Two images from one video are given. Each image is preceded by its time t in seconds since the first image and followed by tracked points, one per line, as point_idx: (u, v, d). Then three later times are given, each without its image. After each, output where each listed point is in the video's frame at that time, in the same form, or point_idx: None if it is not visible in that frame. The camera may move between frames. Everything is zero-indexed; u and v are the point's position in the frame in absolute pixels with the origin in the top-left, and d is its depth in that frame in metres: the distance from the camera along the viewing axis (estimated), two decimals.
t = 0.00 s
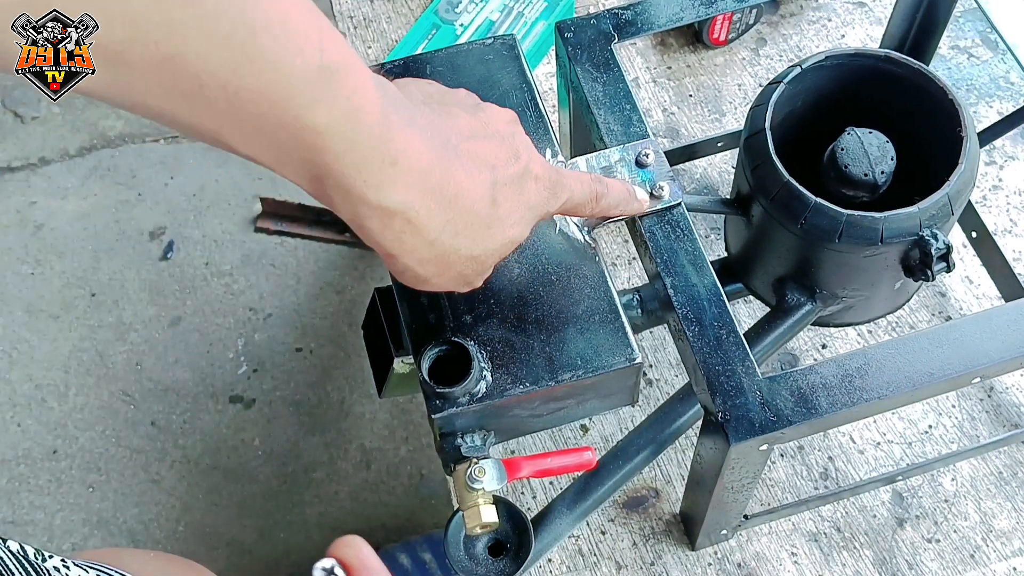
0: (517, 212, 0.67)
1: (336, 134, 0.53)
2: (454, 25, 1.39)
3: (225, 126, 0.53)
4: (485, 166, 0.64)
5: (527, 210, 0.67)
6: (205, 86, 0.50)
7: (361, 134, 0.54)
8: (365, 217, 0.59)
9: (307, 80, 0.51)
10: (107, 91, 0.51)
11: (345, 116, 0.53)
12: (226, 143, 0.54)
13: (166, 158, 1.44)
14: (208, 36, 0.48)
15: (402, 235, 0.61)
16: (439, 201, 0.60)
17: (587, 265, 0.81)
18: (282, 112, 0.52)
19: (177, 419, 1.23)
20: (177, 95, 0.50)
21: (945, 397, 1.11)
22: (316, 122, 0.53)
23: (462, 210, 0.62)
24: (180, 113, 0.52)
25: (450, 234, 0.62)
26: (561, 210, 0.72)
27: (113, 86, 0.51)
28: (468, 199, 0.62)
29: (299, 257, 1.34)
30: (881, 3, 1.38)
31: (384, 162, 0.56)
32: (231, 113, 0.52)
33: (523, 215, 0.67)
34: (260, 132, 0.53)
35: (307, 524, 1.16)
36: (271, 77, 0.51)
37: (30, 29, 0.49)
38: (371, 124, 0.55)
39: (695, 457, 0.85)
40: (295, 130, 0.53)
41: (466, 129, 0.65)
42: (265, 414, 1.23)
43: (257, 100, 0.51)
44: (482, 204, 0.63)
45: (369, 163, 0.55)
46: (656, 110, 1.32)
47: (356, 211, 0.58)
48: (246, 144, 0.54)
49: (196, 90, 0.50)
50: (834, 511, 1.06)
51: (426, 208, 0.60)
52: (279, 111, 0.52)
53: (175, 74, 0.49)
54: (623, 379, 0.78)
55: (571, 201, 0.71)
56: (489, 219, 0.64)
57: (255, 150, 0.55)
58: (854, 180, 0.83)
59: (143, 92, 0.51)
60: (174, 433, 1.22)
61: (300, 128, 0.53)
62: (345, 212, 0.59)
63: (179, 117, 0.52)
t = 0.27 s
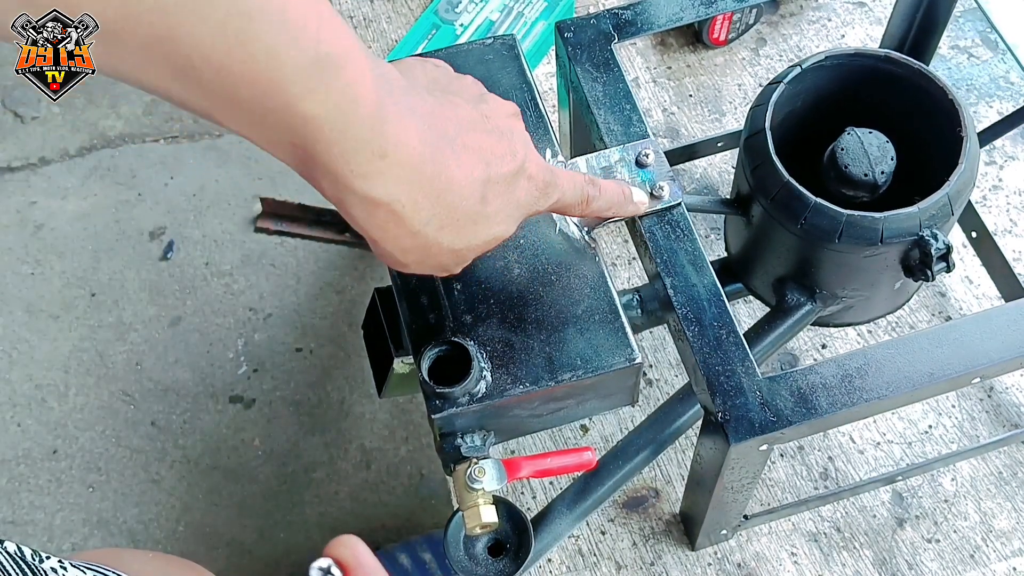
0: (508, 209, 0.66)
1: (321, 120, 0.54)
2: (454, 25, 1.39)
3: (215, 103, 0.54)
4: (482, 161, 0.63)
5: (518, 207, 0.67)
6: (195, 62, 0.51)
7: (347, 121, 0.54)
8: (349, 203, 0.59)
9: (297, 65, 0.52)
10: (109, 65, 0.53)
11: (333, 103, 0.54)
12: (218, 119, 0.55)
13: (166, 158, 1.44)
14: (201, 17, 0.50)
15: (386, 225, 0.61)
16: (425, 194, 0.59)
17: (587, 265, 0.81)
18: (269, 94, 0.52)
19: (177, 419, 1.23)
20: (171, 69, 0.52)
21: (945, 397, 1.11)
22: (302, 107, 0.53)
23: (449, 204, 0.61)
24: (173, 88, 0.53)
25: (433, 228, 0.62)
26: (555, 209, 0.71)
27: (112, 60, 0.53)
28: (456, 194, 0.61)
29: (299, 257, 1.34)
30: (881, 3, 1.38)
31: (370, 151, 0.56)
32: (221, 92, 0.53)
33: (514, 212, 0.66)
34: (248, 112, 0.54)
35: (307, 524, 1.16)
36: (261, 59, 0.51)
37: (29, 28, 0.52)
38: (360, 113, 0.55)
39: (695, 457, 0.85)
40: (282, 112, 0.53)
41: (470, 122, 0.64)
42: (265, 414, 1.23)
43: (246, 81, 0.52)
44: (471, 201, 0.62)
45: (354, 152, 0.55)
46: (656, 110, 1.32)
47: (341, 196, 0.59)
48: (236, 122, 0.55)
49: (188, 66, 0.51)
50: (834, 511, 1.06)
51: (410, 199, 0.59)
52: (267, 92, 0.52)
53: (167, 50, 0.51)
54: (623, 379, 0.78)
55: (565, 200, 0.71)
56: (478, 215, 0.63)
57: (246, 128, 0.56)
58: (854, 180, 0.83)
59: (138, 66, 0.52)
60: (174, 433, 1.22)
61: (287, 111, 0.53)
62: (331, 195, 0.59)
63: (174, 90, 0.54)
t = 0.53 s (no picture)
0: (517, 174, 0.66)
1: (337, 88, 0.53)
2: (454, 25, 1.39)
3: (230, 79, 0.52)
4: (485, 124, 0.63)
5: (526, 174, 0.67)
6: (212, 37, 0.49)
7: (360, 88, 0.54)
8: (366, 169, 0.59)
9: (313, 33, 0.51)
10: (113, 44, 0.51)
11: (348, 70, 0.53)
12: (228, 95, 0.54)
13: (166, 158, 1.44)
14: None
15: (402, 190, 0.60)
16: (438, 159, 0.60)
17: (588, 266, 0.81)
18: (287, 63, 0.51)
19: (177, 419, 1.23)
20: (181, 47, 0.50)
21: (945, 397, 1.11)
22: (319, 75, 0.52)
23: (460, 169, 0.61)
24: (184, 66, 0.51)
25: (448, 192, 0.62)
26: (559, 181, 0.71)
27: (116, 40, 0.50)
28: (465, 156, 0.61)
29: (299, 257, 1.34)
30: (881, 3, 1.38)
31: (383, 115, 0.56)
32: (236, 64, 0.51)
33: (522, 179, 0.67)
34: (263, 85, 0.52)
35: (307, 523, 1.16)
36: (276, 30, 0.50)
37: (29, 28, 0.51)
38: (372, 79, 0.55)
39: (695, 457, 0.85)
40: (300, 82, 0.52)
41: (466, 89, 0.64)
42: (265, 414, 1.23)
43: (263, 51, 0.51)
44: (480, 164, 0.63)
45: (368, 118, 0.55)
46: (656, 110, 1.32)
47: (357, 164, 0.58)
48: (250, 97, 0.53)
49: (204, 41, 0.49)
50: (835, 511, 1.06)
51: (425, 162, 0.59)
52: (285, 63, 0.51)
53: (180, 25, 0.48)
54: (623, 379, 0.78)
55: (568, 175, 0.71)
56: (488, 179, 0.64)
57: (259, 103, 0.54)
58: (854, 180, 0.83)
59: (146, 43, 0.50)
60: (174, 433, 1.22)
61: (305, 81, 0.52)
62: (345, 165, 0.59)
63: (183, 69, 0.51)
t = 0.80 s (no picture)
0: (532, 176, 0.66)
1: (355, 100, 0.53)
2: (454, 25, 1.39)
3: (251, 102, 0.51)
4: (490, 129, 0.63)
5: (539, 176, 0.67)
6: (229, 59, 0.49)
7: (376, 99, 0.54)
8: (392, 184, 0.58)
9: (327, 46, 0.51)
10: (130, 77, 0.50)
11: (362, 81, 0.53)
12: (250, 123, 0.53)
13: (166, 158, 1.44)
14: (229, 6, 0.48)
15: (429, 201, 0.60)
16: (458, 165, 0.60)
17: (588, 266, 0.81)
18: (305, 79, 0.51)
19: (177, 419, 1.23)
20: (198, 74, 0.49)
21: (946, 397, 1.11)
22: (336, 89, 0.52)
23: (480, 173, 0.61)
24: (202, 94, 0.50)
25: (473, 199, 0.62)
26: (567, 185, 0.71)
27: (134, 71, 0.49)
28: (482, 160, 0.61)
29: (299, 257, 1.34)
30: (881, 3, 1.38)
31: (401, 124, 0.56)
32: (254, 85, 0.50)
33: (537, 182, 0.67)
34: (284, 106, 0.52)
35: (307, 524, 1.16)
36: (293, 45, 0.50)
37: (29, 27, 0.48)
38: (386, 88, 0.55)
39: (696, 458, 0.85)
40: (321, 97, 0.52)
41: (464, 101, 0.64)
42: (265, 414, 1.23)
43: (280, 70, 0.50)
44: (496, 168, 0.63)
45: (388, 128, 0.55)
46: (657, 110, 1.32)
47: (382, 179, 0.58)
48: (272, 122, 0.53)
49: (221, 64, 0.49)
50: (835, 511, 1.06)
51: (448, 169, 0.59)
52: (303, 79, 0.51)
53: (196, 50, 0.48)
54: (624, 379, 0.78)
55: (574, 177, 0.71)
56: (507, 183, 0.64)
57: (280, 128, 0.53)
58: (855, 180, 0.83)
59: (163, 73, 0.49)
60: (174, 433, 1.22)
61: (324, 96, 0.52)
62: (372, 182, 0.58)
63: (202, 99, 0.51)
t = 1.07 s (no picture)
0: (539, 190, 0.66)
1: (372, 126, 0.52)
2: (454, 25, 1.39)
3: (272, 141, 0.50)
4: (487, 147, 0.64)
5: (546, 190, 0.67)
6: (247, 94, 0.48)
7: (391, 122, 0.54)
8: (414, 211, 0.57)
9: (341, 75, 0.51)
10: (144, 126, 0.47)
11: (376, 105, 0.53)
12: (269, 163, 0.51)
13: (167, 158, 1.44)
14: (242, 36, 0.47)
15: (449, 223, 0.59)
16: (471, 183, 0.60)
17: (587, 266, 0.81)
18: (324, 108, 0.50)
19: (177, 419, 1.23)
20: (216, 113, 0.47)
21: (945, 397, 1.11)
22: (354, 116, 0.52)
23: (491, 189, 0.61)
24: (220, 135, 0.49)
25: (489, 216, 0.61)
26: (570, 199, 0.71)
27: (146, 118, 0.47)
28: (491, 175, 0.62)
29: (299, 257, 1.34)
30: (881, 3, 1.39)
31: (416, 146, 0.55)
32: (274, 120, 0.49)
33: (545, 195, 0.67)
34: (304, 140, 0.51)
35: (307, 523, 1.16)
36: (310, 76, 0.49)
37: (29, 28, 0.43)
38: (397, 112, 0.54)
39: (695, 457, 0.85)
40: (340, 128, 0.51)
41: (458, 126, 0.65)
42: (265, 414, 1.23)
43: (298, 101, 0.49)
44: (504, 181, 0.63)
45: (404, 150, 0.55)
46: (656, 110, 1.32)
47: (403, 207, 0.57)
48: (294, 160, 0.51)
49: (239, 100, 0.47)
50: (834, 511, 1.06)
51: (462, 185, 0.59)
52: (323, 109, 0.50)
53: (215, 86, 0.46)
54: (623, 379, 0.78)
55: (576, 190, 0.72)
56: (518, 197, 0.64)
57: (301, 164, 0.52)
58: (855, 180, 0.83)
59: (178, 116, 0.47)
60: (174, 433, 1.22)
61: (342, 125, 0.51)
62: (394, 212, 0.57)
63: (220, 139, 0.49)
